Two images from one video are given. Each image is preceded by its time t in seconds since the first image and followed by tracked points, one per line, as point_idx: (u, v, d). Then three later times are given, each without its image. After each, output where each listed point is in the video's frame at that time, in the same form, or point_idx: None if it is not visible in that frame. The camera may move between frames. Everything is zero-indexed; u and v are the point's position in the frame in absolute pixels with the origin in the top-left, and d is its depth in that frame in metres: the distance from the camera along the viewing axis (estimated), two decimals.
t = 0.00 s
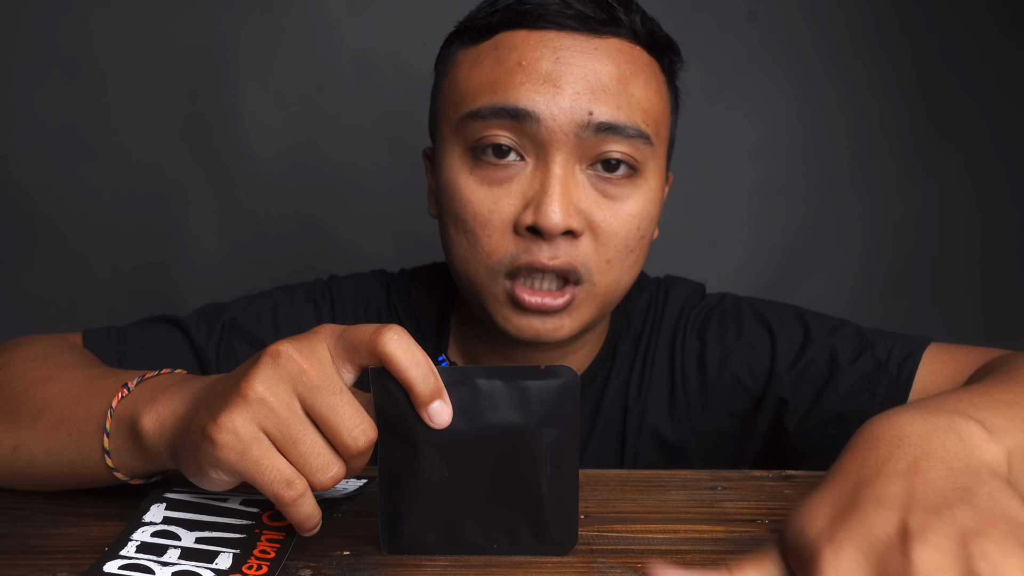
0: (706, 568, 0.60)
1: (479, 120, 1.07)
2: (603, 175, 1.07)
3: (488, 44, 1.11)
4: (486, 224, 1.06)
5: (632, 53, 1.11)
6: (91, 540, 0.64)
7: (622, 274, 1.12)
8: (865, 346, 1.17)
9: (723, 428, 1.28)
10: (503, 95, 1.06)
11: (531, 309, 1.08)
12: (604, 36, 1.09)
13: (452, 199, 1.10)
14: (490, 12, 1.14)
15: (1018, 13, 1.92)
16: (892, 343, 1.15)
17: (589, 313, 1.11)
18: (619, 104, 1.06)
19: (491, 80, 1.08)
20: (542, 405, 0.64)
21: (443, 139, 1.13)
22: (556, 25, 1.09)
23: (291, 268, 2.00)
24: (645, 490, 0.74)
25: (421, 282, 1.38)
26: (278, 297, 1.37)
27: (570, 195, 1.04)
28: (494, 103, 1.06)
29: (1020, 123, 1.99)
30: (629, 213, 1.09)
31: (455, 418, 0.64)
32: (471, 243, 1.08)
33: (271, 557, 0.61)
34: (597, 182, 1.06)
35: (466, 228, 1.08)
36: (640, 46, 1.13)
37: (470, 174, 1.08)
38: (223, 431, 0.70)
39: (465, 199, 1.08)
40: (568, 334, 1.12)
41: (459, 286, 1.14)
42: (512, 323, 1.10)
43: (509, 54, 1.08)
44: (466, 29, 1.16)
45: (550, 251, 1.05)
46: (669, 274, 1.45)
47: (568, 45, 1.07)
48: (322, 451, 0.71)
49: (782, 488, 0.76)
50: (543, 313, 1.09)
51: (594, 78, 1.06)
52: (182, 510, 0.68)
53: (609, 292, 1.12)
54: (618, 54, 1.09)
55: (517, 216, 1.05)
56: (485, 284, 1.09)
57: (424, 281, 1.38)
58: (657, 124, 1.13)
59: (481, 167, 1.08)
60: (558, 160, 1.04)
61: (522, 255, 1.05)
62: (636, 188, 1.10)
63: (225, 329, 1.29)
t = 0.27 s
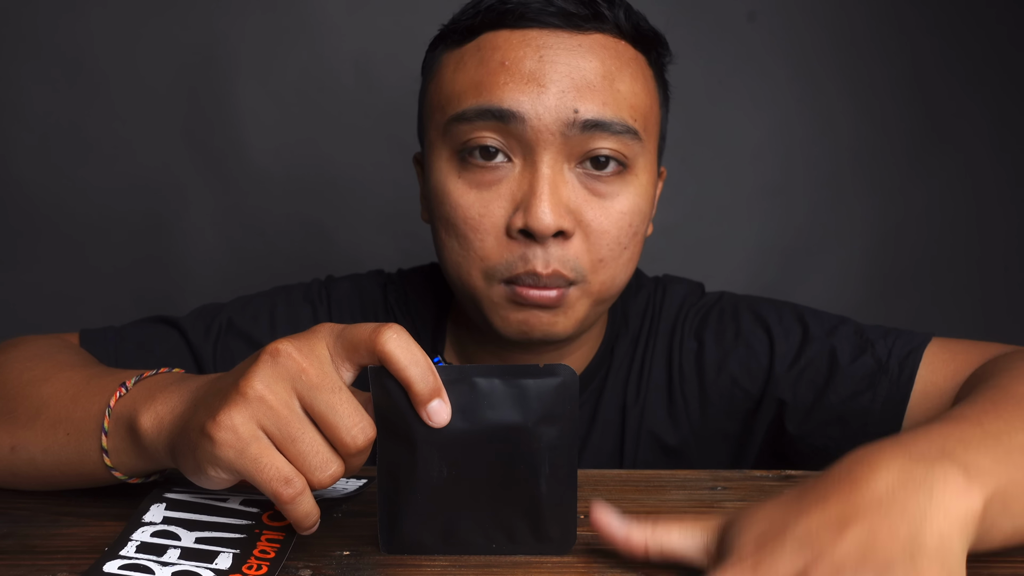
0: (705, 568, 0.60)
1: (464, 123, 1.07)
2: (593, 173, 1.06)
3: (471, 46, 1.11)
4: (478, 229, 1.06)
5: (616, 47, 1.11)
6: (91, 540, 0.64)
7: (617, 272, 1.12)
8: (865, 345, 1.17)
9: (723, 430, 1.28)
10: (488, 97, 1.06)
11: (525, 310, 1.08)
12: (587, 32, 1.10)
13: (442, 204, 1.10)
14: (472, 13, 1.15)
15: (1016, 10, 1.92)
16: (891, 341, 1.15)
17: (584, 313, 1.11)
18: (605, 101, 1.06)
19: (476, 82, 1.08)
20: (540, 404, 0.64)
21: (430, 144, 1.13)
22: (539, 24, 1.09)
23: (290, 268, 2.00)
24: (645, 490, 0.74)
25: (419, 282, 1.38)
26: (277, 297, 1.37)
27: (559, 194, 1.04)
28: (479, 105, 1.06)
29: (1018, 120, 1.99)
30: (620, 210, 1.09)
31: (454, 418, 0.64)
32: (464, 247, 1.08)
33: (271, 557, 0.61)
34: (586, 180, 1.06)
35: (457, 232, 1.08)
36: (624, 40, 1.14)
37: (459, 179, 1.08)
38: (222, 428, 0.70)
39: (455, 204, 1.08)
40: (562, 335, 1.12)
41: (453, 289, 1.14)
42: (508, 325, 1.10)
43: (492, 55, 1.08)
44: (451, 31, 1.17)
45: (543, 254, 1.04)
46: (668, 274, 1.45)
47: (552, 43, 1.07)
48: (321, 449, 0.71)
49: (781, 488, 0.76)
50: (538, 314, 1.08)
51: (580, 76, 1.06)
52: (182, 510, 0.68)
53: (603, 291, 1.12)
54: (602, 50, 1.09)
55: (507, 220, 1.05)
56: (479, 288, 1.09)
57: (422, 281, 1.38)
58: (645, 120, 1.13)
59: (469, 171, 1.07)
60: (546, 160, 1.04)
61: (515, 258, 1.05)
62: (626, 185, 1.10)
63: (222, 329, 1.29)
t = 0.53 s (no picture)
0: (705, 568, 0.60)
1: (456, 129, 1.07)
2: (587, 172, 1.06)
3: (461, 51, 1.11)
4: (474, 232, 1.07)
5: (605, 46, 1.11)
6: (92, 540, 0.64)
7: (613, 269, 1.11)
8: (863, 345, 1.17)
9: (723, 430, 1.28)
10: (478, 103, 1.06)
11: (525, 314, 1.08)
12: (575, 32, 1.09)
13: (438, 210, 1.10)
14: (461, 18, 1.15)
15: (1016, 9, 1.92)
16: (890, 340, 1.15)
17: (583, 313, 1.11)
18: (595, 101, 1.06)
19: (465, 88, 1.08)
20: (542, 405, 0.64)
21: (424, 150, 1.14)
22: (527, 26, 1.09)
23: (291, 268, 2.00)
24: (645, 490, 0.74)
25: (420, 282, 1.38)
26: (278, 297, 1.37)
27: (553, 195, 1.04)
28: (470, 111, 1.06)
29: (1019, 118, 1.99)
30: (615, 208, 1.09)
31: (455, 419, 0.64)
32: (461, 252, 1.08)
33: (271, 557, 0.61)
34: (579, 180, 1.06)
35: (455, 237, 1.08)
36: (613, 38, 1.13)
37: (453, 184, 1.08)
38: (223, 429, 0.70)
39: (450, 209, 1.08)
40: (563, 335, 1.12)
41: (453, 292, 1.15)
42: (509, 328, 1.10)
43: (480, 60, 1.08)
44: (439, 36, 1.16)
45: (539, 257, 1.05)
46: (669, 274, 1.45)
47: (540, 45, 1.07)
48: (321, 450, 0.71)
49: (781, 488, 0.76)
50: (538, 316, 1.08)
51: (570, 77, 1.06)
52: (182, 510, 0.68)
53: (601, 288, 1.12)
54: (591, 49, 1.09)
55: (502, 223, 1.05)
56: (478, 291, 1.09)
57: (423, 281, 1.38)
58: (638, 117, 1.13)
59: (463, 176, 1.08)
60: (539, 162, 1.04)
61: (512, 261, 1.06)
62: (621, 183, 1.10)
63: (225, 328, 1.29)
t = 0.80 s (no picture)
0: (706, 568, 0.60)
1: (445, 133, 1.07)
2: (570, 180, 1.06)
3: (456, 54, 1.12)
4: (455, 231, 1.08)
5: (598, 52, 1.09)
6: (92, 540, 0.64)
7: (599, 276, 1.12)
8: (865, 348, 1.17)
9: (723, 430, 1.28)
10: (465, 108, 1.06)
11: (504, 313, 1.09)
12: (569, 38, 1.08)
13: (427, 209, 1.11)
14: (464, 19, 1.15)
15: (1016, 11, 1.92)
16: (893, 344, 1.16)
17: (565, 317, 1.12)
18: (580, 109, 1.05)
19: (456, 92, 1.08)
20: (542, 406, 0.64)
21: (421, 150, 1.14)
22: (519, 31, 1.08)
23: (292, 268, 2.00)
24: (645, 490, 0.74)
25: (421, 282, 1.38)
26: (279, 297, 1.37)
27: (533, 201, 1.03)
28: (457, 115, 1.06)
29: (1019, 120, 1.99)
30: (598, 215, 1.08)
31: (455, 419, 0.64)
32: (445, 251, 1.10)
33: (271, 557, 0.61)
34: (563, 188, 1.05)
35: (438, 235, 1.10)
36: (608, 44, 1.11)
37: (442, 185, 1.09)
38: (223, 427, 0.70)
39: (437, 209, 1.09)
40: (544, 339, 1.13)
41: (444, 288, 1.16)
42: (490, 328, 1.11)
43: (472, 64, 1.08)
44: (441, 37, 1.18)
45: (516, 259, 1.05)
46: (672, 275, 1.45)
47: (531, 51, 1.07)
48: (321, 449, 0.71)
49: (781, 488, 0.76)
50: (517, 316, 1.10)
51: (558, 85, 1.05)
52: (182, 509, 0.68)
53: (585, 296, 1.13)
54: (582, 56, 1.08)
55: (482, 224, 1.06)
56: (459, 289, 1.11)
57: (424, 281, 1.38)
58: (629, 126, 1.11)
59: (451, 178, 1.08)
60: (523, 168, 1.03)
61: (489, 261, 1.07)
62: (606, 191, 1.08)
63: (226, 329, 1.29)
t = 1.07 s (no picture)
0: (706, 567, 0.60)
1: (449, 132, 1.07)
2: (578, 175, 1.06)
3: (454, 54, 1.11)
4: (464, 232, 1.07)
5: (597, 47, 1.10)
6: (92, 540, 0.64)
7: (608, 271, 1.12)
8: (866, 348, 1.18)
9: (723, 430, 1.28)
10: (469, 107, 1.06)
11: (517, 312, 1.09)
12: (567, 34, 1.09)
13: (431, 212, 1.11)
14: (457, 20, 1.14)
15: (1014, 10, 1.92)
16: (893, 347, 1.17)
17: (575, 312, 1.13)
18: (586, 103, 1.05)
19: (457, 91, 1.08)
20: (542, 405, 0.64)
21: (420, 150, 1.14)
22: (518, 29, 1.09)
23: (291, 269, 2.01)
24: (644, 490, 0.74)
25: (420, 282, 1.38)
26: (278, 297, 1.37)
27: (544, 196, 1.03)
28: (461, 115, 1.06)
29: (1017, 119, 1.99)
30: (608, 209, 1.09)
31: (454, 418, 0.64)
32: (453, 254, 1.09)
33: (271, 557, 0.61)
34: (572, 183, 1.06)
35: (446, 237, 1.09)
36: (605, 39, 1.12)
37: (446, 185, 1.08)
38: (222, 427, 0.70)
39: (442, 210, 1.08)
40: (557, 339, 1.13)
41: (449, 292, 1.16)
42: (501, 328, 1.11)
43: (472, 64, 1.08)
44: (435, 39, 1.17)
45: (529, 253, 1.05)
46: (672, 276, 1.45)
47: (531, 48, 1.07)
48: (321, 450, 0.71)
49: (781, 488, 0.76)
50: (529, 313, 1.10)
51: (560, 81, 1.05)
52: (182, 510, 0.68)
53: (596, 291, 1.13)
54: (583, 51, 1.08)
55: (493, 222, 1.05)
56: (469, 289, 1.10)
57: (423, 281, 1.38)
58: (631, 118, 1.11)
59: (457, 179, 1.08)
60: (530, 163, 1.03)
61: (501, 258, 1.06)
62: (614, 183, 1.09)
63: (225, 329, 1.29)
